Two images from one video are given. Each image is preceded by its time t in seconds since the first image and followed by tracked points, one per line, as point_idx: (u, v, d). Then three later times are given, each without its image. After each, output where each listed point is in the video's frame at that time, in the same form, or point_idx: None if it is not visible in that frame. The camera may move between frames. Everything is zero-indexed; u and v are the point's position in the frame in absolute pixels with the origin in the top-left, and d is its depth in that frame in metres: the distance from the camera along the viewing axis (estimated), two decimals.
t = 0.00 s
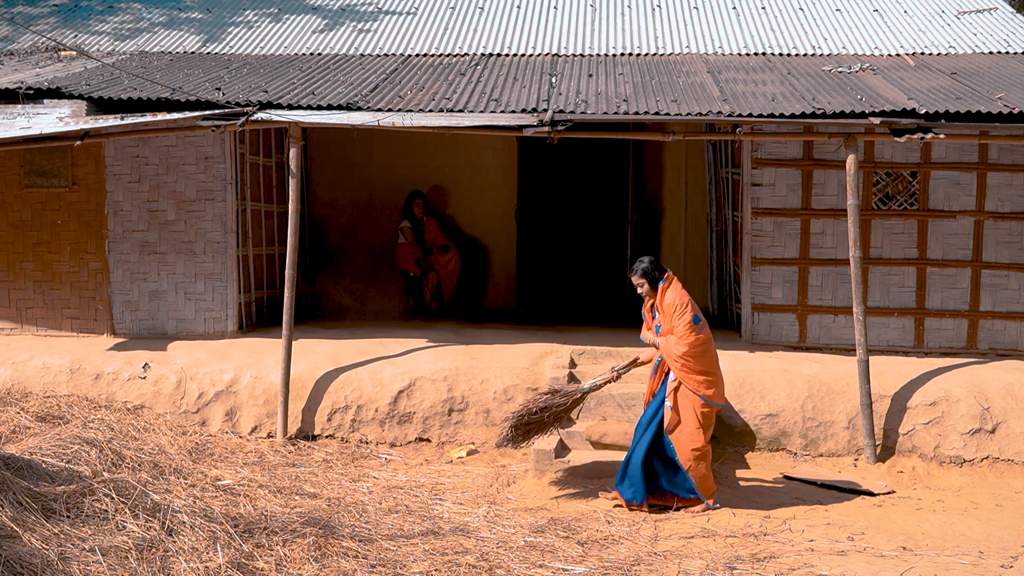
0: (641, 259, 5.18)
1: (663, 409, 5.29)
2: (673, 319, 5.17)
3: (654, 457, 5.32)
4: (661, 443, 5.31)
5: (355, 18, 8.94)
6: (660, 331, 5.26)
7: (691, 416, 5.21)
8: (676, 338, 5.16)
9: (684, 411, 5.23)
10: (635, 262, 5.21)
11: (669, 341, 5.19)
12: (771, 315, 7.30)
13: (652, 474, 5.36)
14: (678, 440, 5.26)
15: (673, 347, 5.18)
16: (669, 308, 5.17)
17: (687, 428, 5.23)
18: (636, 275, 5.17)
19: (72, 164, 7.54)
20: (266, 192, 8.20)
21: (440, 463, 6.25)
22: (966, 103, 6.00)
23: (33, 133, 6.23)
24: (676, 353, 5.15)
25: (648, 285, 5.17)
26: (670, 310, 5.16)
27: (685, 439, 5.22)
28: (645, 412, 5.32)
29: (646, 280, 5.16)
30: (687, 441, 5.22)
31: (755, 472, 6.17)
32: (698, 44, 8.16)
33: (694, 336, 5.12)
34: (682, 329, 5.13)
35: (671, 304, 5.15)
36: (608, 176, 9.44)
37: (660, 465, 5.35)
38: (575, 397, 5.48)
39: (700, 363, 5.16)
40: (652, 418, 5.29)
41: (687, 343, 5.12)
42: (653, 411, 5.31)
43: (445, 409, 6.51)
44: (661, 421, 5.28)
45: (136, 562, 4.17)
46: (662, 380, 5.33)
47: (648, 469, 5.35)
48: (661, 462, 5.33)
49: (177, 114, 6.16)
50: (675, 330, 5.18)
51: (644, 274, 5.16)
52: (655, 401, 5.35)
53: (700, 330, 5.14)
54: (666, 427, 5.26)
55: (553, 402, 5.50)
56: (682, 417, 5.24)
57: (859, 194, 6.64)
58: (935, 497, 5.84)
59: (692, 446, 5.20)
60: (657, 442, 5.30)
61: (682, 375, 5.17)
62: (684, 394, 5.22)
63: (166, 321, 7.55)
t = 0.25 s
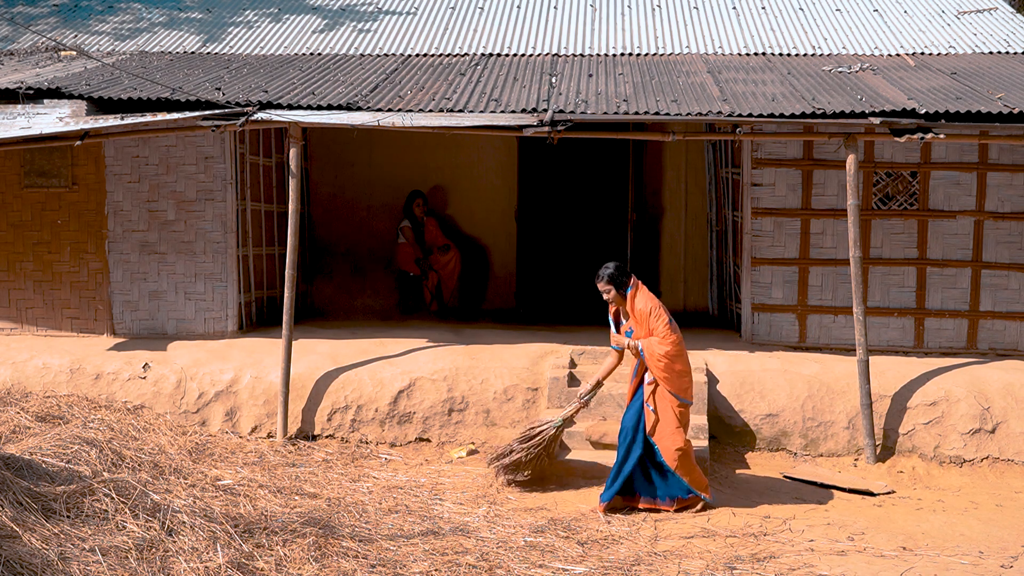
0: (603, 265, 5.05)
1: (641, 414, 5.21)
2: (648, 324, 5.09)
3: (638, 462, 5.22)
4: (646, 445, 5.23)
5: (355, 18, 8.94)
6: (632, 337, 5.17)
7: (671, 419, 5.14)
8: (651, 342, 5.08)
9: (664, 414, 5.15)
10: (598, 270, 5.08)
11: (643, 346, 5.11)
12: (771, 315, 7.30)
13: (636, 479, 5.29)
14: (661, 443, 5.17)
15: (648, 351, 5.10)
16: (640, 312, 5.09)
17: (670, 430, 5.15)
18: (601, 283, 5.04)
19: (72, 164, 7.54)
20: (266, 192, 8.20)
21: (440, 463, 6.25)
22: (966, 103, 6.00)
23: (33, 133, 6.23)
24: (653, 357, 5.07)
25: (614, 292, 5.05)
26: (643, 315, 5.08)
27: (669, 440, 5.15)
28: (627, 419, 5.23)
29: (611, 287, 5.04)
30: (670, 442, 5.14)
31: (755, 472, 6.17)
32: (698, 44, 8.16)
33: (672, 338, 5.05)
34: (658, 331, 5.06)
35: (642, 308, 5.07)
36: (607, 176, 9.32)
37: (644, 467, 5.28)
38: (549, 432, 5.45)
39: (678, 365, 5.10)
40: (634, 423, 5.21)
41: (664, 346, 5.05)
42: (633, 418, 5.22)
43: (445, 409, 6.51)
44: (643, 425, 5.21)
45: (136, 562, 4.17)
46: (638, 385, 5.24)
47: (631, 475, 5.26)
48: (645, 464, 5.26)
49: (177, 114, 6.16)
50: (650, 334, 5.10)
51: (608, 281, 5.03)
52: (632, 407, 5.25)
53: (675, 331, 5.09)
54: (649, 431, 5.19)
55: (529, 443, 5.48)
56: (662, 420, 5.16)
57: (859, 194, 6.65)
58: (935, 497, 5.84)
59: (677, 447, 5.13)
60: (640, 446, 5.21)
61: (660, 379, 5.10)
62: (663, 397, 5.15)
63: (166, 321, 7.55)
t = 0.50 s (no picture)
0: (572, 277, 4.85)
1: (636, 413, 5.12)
2: (632, 322, 5.01)
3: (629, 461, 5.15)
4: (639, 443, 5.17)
5: (355, 18, 8.94)
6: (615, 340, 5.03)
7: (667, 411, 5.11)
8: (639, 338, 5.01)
9: (660, 408, 5.10)
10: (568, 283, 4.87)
11: (632, 344, 5.01)
12: (771, 315, 7.30)
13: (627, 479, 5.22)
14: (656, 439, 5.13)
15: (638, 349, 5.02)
16: (621, 313, 4.98)
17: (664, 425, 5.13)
18: (575, 295, 4.84)
19: (72, 164, 7.54)
20: (266, 192, 8.20)
21: (440, 463, 6.25)
22: (966, 103, 6.00)
23: (33, 133, 6.23)
24: (648, 353, 4.99)
25: (588, 302, 4.86)
26: (625, 314, 4.98)
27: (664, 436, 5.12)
28: (620, 418, 5.13)
29: (583, 298, 4.86)
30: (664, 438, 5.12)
31: (755, 472, 6.17)
32: (698, 44, 8.16)
33: (661, 329, 5.01)
34: (647, 325, 5.02)
35: (622, 309, 4.97)
36: (606, 177, 9.16)
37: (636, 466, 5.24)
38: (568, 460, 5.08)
39: (669, 355, 5.08)
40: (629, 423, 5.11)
41: (656, 338, 5.00)
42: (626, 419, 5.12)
43: (445, 409, 6.51)
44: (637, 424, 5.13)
45: (136, 562, 4.17)
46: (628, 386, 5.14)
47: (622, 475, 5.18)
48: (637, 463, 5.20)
49: (177, 114, 6.16)
50: (635, 331, 5.03)
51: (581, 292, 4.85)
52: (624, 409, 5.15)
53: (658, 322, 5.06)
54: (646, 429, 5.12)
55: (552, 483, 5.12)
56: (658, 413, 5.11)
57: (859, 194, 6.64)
58: (935, 497, 5.84)
59: (671, 442, 5.13)
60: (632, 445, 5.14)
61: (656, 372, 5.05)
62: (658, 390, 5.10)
63: (166, 321, 7.55)
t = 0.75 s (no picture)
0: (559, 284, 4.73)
1: (630, 411, 5.08)
2: (622, 323, 4.91)
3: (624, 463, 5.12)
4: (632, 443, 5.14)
5: (355, 18, 8.94)
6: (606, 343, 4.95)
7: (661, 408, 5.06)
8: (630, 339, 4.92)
9: (653, 406, 5.06)
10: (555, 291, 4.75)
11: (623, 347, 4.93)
12: (771, 315, 7.30)
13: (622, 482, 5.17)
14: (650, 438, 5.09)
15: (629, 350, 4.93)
16: (610, 316, 4.87)
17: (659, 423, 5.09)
18: (562, 302, 4.73)
19: (72, 164, 7.54)
20: (266, 192, 8.20)
21: (440, 463, 6.25)
22: (966, 103, 6.00)
23: (33, 133, 6.23)
24: (639, 356, 4.90)
25: (575, 308, 4.76)
26: (614, 317, 4.87)
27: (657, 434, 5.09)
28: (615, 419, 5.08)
29: (571, 304, 4.75)
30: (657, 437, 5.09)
31: (755, 472, 6.17)
32: (698, 44, 8.16)
33: (652, 329, 4.92)
34: (637, 327, 4.92)
35: (611, 312, 4.86)
36: (606, 177, 9.16)
37: (630, 468, 5.20)
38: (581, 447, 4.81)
39: (661, 354, 5.01)
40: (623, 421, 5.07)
41: (648, 339, 4.91)
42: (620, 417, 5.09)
43: (445, 409, 6.51)
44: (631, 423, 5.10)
45: (136, 562, 4.17)
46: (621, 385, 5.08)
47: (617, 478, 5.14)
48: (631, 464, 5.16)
49: (177, 114, 6.16)
50: (626, 332, 4.93)
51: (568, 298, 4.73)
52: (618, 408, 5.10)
53: (649, 322, 4.97)
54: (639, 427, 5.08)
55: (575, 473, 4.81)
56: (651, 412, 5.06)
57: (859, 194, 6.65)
58: (936, 497, 5.84)
59: (665, 441, 5.11)
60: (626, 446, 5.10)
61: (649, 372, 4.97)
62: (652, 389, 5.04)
63: (166, 321, 7.55)
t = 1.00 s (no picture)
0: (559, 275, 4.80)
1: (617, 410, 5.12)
2: (617, 325, 4.92)
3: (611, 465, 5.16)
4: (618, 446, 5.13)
5: (355, 18, 8.94)
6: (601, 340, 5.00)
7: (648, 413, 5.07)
8: (624, 342, 4.93)
9: (640, 409, 5.06)
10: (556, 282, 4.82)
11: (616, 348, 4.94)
12: (771, 315, 7.30)
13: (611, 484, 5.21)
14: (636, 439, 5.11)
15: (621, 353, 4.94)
16: (607, 316, 4.90)
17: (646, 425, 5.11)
18: (562, 294, 4.79)
19: (72, 164, 7.55)
20: (266, 192, 8.20)
21: (440, 463, 6.25)
22: (966, 103, 6.00)
23: (33, 133, 6.23)
24: (628, 360, 4.91)
25: (574, 301, 4.82)
26: (611, 317, 4.90)
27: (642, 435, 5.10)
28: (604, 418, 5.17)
29: (571, 296, 4.81)
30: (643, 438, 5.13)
31: (754, 472, 6.17)
32: (698, 44, 8.16)
33: (646, 336, 4.91)
34: (631, 331, 4.91)
35: (608, 312, 4.89)
36: (606, 177, 9.16)
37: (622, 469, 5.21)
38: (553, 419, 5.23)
39: (653, 361, 4.99)
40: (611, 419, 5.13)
41: (640, 345, 4.90)
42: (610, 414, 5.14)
43: (445, 409, 6.51)
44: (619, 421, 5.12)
45: (136, 562, 4.17)
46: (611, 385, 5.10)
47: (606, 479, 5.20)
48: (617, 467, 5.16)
49: (177, 114, 6.16)
50: (621, 334, 4.94)
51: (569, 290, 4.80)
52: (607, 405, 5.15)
53: (644, 328, 4.95)
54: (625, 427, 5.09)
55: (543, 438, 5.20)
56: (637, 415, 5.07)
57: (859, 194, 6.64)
58: (935, 497, 5.84)
59: (650, 441, 5.12)
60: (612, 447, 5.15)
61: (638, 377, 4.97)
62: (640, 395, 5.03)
63: (166, 321, 7.55)
